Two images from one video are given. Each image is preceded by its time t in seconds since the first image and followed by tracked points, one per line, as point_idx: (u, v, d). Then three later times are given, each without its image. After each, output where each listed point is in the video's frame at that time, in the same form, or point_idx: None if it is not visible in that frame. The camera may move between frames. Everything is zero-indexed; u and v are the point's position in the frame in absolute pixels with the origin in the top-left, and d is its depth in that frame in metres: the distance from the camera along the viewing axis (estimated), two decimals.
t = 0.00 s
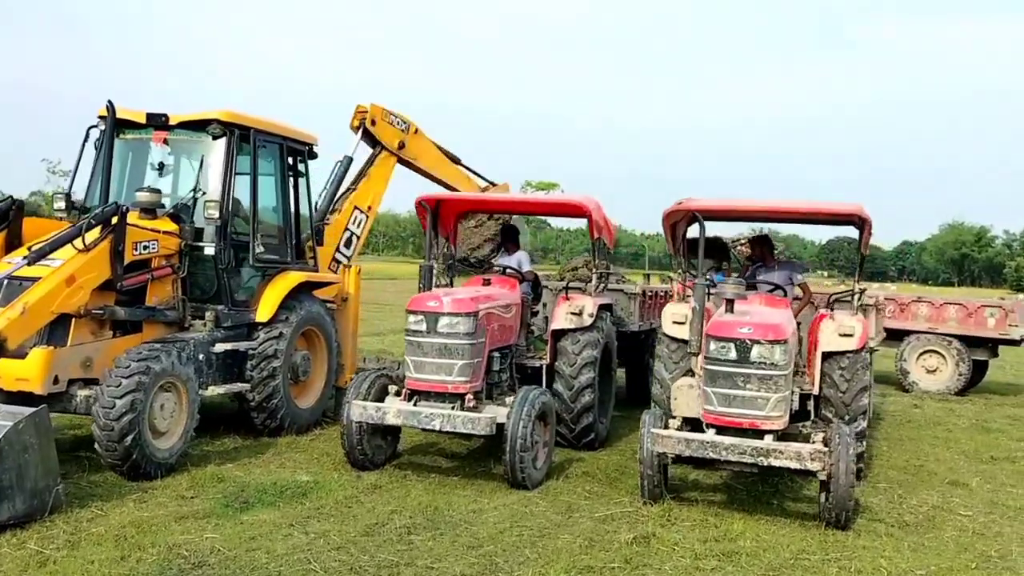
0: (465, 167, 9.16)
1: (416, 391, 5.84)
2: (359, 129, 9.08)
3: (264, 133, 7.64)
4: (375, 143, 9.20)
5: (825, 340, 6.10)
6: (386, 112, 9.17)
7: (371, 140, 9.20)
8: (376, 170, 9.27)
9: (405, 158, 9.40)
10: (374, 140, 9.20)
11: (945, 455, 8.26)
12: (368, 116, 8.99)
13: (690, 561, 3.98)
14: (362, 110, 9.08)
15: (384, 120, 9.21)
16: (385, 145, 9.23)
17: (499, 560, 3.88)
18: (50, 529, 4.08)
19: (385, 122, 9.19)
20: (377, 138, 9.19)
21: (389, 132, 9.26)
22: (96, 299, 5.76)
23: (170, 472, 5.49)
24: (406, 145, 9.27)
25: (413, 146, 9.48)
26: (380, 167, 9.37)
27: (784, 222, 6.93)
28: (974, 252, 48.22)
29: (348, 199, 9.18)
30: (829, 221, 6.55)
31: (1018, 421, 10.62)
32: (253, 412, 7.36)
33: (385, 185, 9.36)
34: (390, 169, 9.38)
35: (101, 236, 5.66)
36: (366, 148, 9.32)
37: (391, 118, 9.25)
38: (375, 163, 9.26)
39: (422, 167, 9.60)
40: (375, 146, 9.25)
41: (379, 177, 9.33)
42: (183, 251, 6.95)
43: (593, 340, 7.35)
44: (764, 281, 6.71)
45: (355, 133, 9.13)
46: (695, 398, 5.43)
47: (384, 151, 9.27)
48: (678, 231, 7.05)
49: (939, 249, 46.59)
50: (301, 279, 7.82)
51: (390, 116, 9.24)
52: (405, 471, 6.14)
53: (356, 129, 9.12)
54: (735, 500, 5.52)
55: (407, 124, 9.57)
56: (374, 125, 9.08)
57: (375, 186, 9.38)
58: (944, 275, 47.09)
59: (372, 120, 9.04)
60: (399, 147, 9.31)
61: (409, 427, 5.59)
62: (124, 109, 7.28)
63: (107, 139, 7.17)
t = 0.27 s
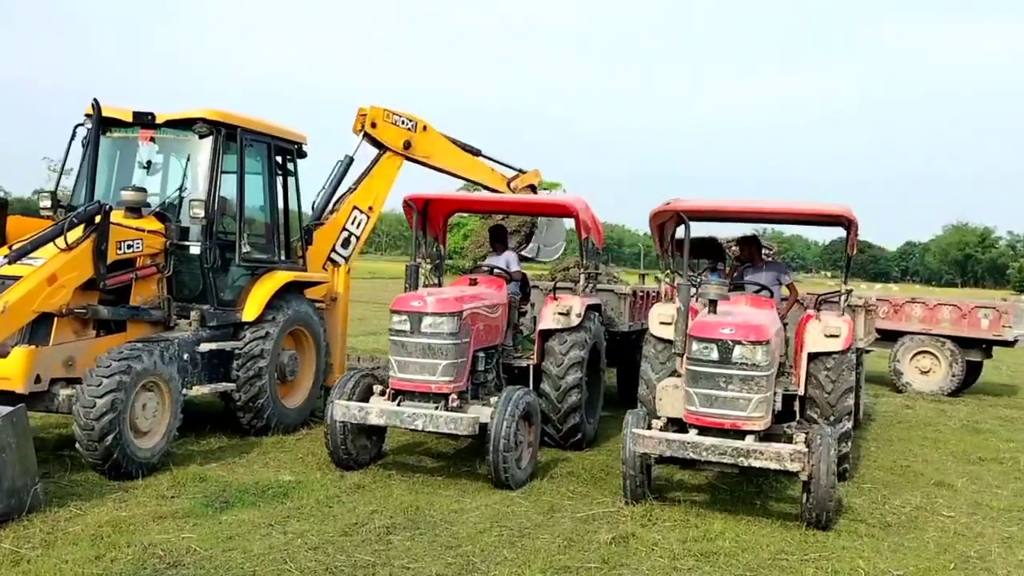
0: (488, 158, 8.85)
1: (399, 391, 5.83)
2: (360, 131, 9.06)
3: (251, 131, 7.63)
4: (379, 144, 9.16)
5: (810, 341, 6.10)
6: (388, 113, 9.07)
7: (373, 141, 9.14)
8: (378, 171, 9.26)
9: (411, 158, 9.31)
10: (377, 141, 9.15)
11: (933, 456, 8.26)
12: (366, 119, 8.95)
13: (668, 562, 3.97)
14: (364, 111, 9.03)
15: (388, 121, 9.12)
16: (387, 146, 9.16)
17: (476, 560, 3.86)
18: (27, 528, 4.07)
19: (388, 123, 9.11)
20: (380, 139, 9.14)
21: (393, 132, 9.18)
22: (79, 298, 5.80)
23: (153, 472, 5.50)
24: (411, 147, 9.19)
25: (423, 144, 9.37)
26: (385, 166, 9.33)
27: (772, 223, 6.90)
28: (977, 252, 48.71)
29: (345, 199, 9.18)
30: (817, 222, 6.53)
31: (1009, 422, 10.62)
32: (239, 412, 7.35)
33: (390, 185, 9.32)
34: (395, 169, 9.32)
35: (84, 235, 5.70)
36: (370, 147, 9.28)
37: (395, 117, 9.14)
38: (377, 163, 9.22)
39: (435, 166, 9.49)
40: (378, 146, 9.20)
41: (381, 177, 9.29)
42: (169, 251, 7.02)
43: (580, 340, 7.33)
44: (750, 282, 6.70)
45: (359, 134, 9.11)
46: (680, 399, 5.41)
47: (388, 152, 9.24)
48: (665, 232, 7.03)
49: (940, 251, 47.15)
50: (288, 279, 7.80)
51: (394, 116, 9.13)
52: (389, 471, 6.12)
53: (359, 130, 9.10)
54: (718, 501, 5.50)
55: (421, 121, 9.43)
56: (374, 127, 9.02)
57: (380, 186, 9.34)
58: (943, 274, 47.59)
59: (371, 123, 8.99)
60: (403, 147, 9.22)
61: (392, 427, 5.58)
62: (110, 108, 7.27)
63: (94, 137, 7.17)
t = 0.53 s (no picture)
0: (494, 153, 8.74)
1: (385, 388, 5.82)
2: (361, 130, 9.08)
3: (240, 128, 7.62)
4: (380, 143, 9.16)
5: (796, 339, 6.11)
6: (389, 112, 9.07)
7: (375, 140, 9.15)
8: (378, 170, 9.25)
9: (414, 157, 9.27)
10: (378, 140, 9.15)
11: (921, 454, 8.28)
12: (366, 117, 8.98)
13: (647, 559, 3.98)
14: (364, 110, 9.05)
15: (388, 119, 9.12)
16: (389, 145, 9.14)
17: (455, 558, 3.86)
18: (7, 525, 4.07)
19: (388, 121, 9.11)
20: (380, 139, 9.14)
21: (394, 131, 9.16)
22: (64, 294, 5.82)
23: (137, 469, 5.54)
24: (412, 145, 9.15)
25: (426, 142, 9.33)
26: (387, 165, 9.31)
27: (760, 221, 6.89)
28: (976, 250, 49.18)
29: (343, 198, 9.18)
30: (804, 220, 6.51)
31: (999, 421, 10.63)
32: (227, 410, 7.34)
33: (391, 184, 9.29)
34: (397, 168, 9.30)
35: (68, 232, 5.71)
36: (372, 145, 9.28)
37: (397, 116, 9.13)
38: (378, 162, 9.22)
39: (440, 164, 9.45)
40: (380, 145, 9.19)
41: (383, 176, 9.27)
42: (157, 248, 7.04)
43: (569, 338, 7.32)
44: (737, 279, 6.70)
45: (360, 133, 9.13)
46: (667, 397, 5.35)
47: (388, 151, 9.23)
48: (653, 230, 7.03)
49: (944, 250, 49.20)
50: (277, 276, 7.78)
51: (395, 115, 9.12)
52: (374, 468, 6.11)
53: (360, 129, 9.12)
54: (702, 499, 5.50)
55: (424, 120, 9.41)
56: (374, 125, 9.04)
57: (381, 185, 9.31)
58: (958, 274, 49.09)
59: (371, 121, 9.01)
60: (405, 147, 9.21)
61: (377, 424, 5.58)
62: (98, 104, 7.25)
63: (82, 133, 7.15)
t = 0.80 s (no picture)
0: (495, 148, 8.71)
1: (368, 383, 5.82)
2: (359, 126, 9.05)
3: (228, 123, 7.60)
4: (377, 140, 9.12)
5: (779, 334, 6.13)
6: (386, 108, 9.06)
7: (372, 137, 9.12)
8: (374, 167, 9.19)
9: (411, 154, 9.19)
10: (376, 138, 9.11)
11: (906, 449, 8.30)
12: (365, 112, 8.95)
13: (623, 553, 3.99)
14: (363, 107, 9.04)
15: (386, 117, 9.08)
16: (385, 141, 9.09)
17: (431, 552, 3.86)
18: None
19: (386, 119, 9.08)
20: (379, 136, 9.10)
21: (391, 127, 9.13)
22: (47, 288, 5.82)
23: (119, 464, 5.56)
24: (408, 142, 9.08)
25: (424, 140, 9.27)
26: (384, 163, 9.25)
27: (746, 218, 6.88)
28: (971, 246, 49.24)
29: (338, 195, 9.12)
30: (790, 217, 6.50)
31: (986, 416, 10.67)
32: (212, 405, 7.31)
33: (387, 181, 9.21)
34: (393, 166, 9.22)
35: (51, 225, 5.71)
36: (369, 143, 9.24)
37: (395, 113, 9.11)
38: (375, 159, 9.16)
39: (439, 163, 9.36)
40: (377, 142, 9.15)
41: (379, 174, 9.21)
42: (141, 242, 7.04)
43: (555, 333, 7.30)
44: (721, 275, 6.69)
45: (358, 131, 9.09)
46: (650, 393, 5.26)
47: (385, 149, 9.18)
48: (639, 225, 7.02)
49: (947, 246, 49.83)
50: (263, 271, 7.75)
51: (393, 112, 9.10)
52: (358, 463, 6.10)
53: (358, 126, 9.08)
54: (684, 494, 5.51)
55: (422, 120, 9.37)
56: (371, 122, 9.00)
57: (375, 182, 9.23)
58: (958, 270, 49.43)
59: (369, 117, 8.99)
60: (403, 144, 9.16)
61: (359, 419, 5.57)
62: (84, 98, 7.24)
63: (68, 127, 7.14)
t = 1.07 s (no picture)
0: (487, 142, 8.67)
1: (352, 378, 5.82)
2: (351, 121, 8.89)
3: (215, 117, 7.57)
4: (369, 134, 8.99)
5: (763, 329, 6.15)
6: (378, 102, 8.91)
7: (364, 132, 8.98)
8: (365, 162, 9.10)
9: (403, 150, 9.06)
10: (368, 132, 8.98)
11: (891, 444, 8.33)
12: (357, 106, 8.80)
13: (600, 547, 4.00)
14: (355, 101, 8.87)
15: (378, 111, 8.95)
16: (377, 136, 8.98)
17: (405, 546, 3.88)
18: None
19: (378, 113, 8.94)
20: (370, 130, 8.96)
21: (383, 122, 8.99)
22: (31, 282, 6.18)
23: (101, 458, 5.57)
24: (400, 137, 8.96)
25: (417, 135, 9.13)
26: (376, 158, 9.13)
27: (732, 213, 6.88)
28: (967, 242, 49.34)
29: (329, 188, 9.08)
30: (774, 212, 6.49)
31: (971, 411, 10.71)
32: (199, 399, 7.32)
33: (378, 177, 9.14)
34: (385, 161, 9.11)
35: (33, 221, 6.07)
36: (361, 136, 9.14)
37: (387, 107, 8.96)
38: (366, 154, 9.04)
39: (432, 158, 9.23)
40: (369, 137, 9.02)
41: (370, 170, 9.12)
42: (127, 236, 7.01)
43: (542, 328, 7.29)
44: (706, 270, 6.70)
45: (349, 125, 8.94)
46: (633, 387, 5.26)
47: (377, 142, 9.06)
48: (625, 220, 7.02)
49: (943, 243, 50.18)
50: (251, 265, 7.72)
51: (385, 106, 8.95)
52: (341, 458, 6.10)
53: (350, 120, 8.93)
54: (665, 488, 5.53)
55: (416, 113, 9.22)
56: (363, 116, 8.87)
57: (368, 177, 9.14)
58: (954, 266, 49.51)
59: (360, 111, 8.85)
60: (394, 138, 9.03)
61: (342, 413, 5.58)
62: (71, 92, 7.21)
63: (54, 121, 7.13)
